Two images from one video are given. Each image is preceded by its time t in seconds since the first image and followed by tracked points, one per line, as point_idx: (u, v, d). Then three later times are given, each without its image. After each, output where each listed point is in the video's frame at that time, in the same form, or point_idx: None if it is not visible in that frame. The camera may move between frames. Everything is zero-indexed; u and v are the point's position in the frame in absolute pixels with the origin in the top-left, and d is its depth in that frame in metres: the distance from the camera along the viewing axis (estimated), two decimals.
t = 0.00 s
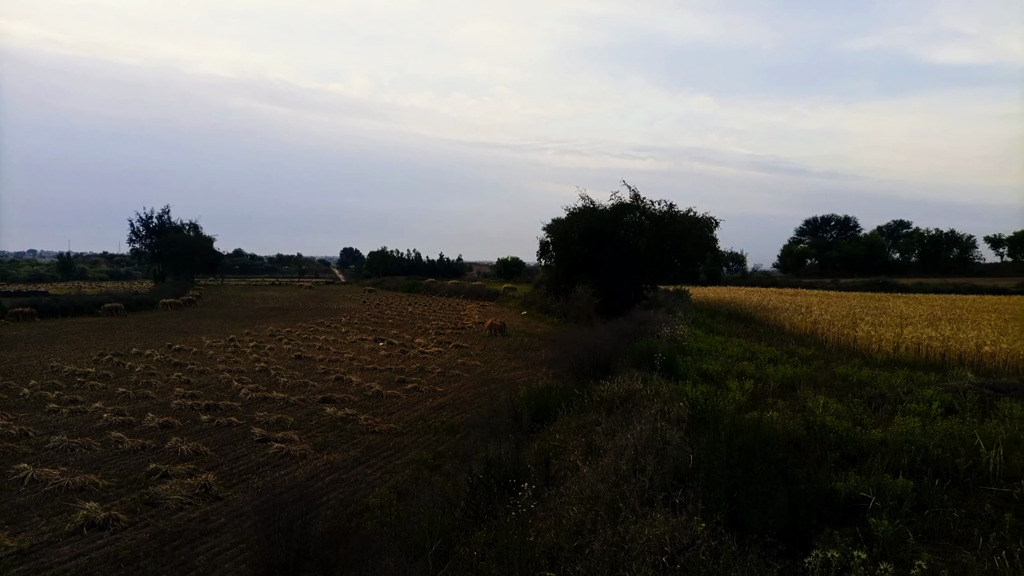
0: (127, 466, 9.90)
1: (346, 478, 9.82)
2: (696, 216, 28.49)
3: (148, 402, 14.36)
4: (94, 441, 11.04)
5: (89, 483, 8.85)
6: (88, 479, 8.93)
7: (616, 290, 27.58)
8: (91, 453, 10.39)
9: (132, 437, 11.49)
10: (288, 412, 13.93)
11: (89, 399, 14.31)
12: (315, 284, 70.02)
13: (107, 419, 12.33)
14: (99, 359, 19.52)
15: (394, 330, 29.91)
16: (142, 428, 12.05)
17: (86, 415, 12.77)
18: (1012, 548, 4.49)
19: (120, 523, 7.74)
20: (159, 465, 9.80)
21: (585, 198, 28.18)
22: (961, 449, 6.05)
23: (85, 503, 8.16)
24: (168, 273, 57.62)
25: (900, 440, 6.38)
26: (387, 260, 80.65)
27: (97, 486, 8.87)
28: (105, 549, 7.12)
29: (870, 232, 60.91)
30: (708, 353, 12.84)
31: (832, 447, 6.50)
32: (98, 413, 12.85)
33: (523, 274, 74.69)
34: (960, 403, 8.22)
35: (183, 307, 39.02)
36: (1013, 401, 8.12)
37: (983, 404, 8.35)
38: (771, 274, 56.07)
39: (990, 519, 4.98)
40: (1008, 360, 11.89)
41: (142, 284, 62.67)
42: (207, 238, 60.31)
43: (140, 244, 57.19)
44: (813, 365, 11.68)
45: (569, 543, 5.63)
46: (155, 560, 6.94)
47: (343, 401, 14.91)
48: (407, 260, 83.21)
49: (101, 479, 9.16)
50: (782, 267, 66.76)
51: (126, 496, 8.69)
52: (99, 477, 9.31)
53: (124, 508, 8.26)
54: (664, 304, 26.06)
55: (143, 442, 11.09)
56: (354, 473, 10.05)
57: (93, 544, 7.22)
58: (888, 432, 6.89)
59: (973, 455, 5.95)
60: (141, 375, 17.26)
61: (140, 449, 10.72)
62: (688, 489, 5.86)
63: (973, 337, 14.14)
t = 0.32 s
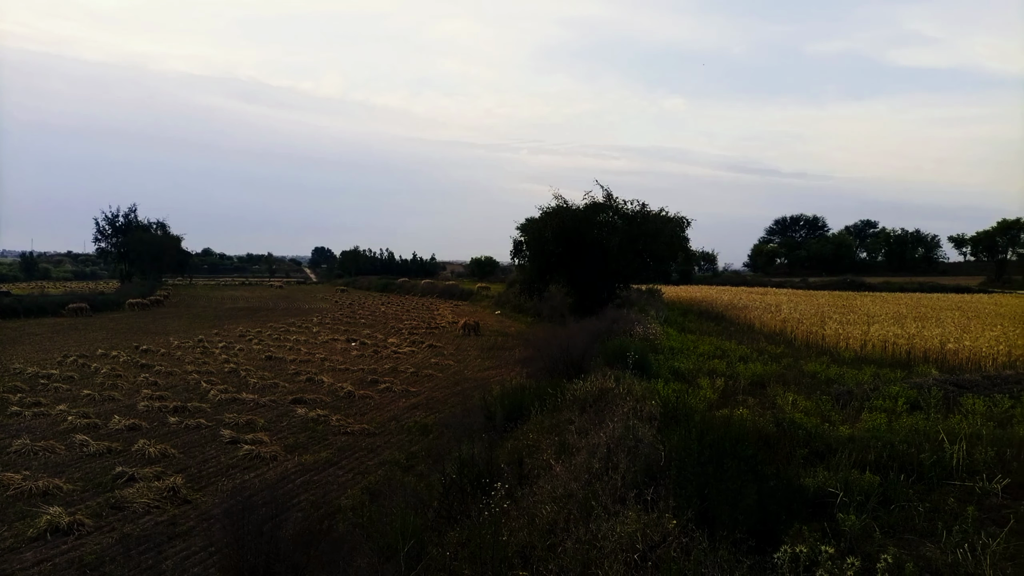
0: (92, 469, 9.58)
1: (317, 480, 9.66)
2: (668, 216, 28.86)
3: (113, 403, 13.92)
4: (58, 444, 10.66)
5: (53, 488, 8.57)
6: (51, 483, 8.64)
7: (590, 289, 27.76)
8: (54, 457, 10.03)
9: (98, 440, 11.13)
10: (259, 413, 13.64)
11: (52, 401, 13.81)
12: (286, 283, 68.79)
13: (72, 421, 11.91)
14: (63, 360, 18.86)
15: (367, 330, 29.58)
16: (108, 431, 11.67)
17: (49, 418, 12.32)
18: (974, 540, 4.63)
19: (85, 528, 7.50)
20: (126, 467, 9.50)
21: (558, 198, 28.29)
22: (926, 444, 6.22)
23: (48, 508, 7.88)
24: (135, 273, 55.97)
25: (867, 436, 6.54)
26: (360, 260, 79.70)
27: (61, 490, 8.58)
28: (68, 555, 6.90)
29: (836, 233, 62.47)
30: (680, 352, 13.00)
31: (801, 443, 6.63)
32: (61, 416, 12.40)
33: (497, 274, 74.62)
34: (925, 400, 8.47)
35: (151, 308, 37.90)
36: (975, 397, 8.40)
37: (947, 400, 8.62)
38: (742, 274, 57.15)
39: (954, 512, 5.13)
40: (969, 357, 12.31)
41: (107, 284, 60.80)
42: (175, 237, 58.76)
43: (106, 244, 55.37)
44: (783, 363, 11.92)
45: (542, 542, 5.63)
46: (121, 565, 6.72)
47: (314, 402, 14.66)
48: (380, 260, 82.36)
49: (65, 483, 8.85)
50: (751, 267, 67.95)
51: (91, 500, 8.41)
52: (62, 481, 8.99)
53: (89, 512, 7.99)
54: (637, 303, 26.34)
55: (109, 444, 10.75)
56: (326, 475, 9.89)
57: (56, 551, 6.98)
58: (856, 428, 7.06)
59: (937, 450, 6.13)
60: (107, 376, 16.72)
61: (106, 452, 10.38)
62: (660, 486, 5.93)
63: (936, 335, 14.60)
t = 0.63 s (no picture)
0: (52, 473, 9.21)
1: (285, 482, 9.46)
2: (637, 216, 29.22)
3: (73, 406, 13.40)
4: (14, 447, 10.22)
5: (10, 493, 8.22)
6: (8, 488, 8.28)
7: (560, 288, 27.88)
8: (11, 461, 9.61)
9: (58, 443, 10.70)
10: (225, 414, 13.29)
11: (8, 404, 13.23)
12: (253, 283, 67.28)
13: (30, 424, 11.43)
14: (20, 362, 18.09)
15: (335, 330, 29.12)
16: (69, 434, 11.24)
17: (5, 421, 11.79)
18: (934, 533, 4.80)
19: (44, 534, 7.22)
20: (87, 471, 9.16)
21: (529, 198, 28.39)
22: (888, 440, 6.43)
23: (5, 514, 7.55)
24: (97, 272, 54.04)
25: (831, 433, 6.72)
26: (329, 260, 78.47)
27: (18, 495, 8.23)
28: (26, 562, 6.62)
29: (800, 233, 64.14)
30: (649, 350, 13.18)
31: (768, 440, 6.77)
32: (19, 419, 11.89)
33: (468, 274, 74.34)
34: (887, 396, 8.76)
35: (114, 309, 36.26)
36: (935, 393, 8.72)
37: (907, 397, 8.93)
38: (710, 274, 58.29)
39: (914, 506, 5.31)
40: (929, 354, 12.78)
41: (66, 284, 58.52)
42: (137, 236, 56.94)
43: (66, 242, 53.38)
44: (749, 361, 12.19)
45: (513, 541, 5.63)
46: (82, 572, 6.47)
47: (282, 402, 14.37)
48: (350, 259, 81.25)
49: (23, 488, 8.50)
50: (719, 266, 69.18)
51: (51, 505, 8.09)
52: (20, 486, 8.62)
53: (47, 517, 7.68)
54: (607, 302, 26.58)
55: (70, 447, 10.35)
56: (294, 477, 9.68)
57: (11, 558, 6.69)
58: (820, 425, 7.26)
59: (898, 445, 6.34)
60: (68, 377, 16.10)
61: (67, 455, 10.00)
62: (629, 484, 5.98)
63: (896, 333, 15.12)
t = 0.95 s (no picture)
0: (17, 478, 8.90)
1: (259, 484, 9.28)
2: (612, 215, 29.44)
3: (38, 408, 12.95)
4: None
5: None
6: None
7: (536, 287, 27.93)
8: None
9: (21, 447, 10.33)
10: (196, 416, 12.98)
11: None
12: (226, 283, 65.97)
13: None
14: None
15: (310, 330, 28.72)
16: (34, 438, 10.86)
17: None
18: (902, 528, 4.94)
19: (9, 539, 6.97)
20: (54, 475, 8.88)
21: (505, 197, 28.41)
22: (858, 437, 6.59)
23: None
24: (65, 272, 52.41)
25: (802, 430, 6.86)
26: (303, 260, 77.42)
27: None
28: None
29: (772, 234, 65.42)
30: (624, 350, 13.29)
31: (740, 438, 6.87)
32: None
33: (444, 273, 74.13)
34: (857, 394, 8.99)
35: (82, 309, 35.30)
36: (903, 390, 8.98)
37: (876, 394, 9.18)
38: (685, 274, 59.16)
39: (883, 502, 5.45)
40: (898, 352, 13.15)
41: (31, 284, 56.63)
42: (106, 235, 55.41)
43: (31, 242, 51.66)
44: (722, 360, 12.38)
45: (487, 541, 5.61)
46: None
47: (255, 404, 14.09)
48: (325, 259, 80.26)
49: None
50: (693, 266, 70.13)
51: (16, 510, 7.82)
52: None
53: (11, 523, 7.41)
54: (582, 301, 26.75)
55: (35, 451, 10.01)
56: (268, 479, 9.50)
57: None
58: (792, 422, 7.40)
59: (867, 442, 6.51)
60: (33, 379, 15.56)
61: (32, 460, 9.66)
62: (603, 482, 6.01)
63: (865, 331, 15.51)
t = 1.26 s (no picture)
0: None
1: (231, 487, 9.08)
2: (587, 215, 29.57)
3: None
4: None
5: None
6: None
7: (511, 288, 27.94)
8: None
9: None
10: (166, 418, 12.64)
11: None
12: (197, 283, 64.53)
13: None
14: None
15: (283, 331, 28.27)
16: None
17: None
18: (870, 524, 5.06)
19: None
20: (18, 480, 8.57)
21: (481, 197, 28.34)
22: (828, 434, 6.74)
23: None
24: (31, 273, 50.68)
25: (773, 428, 6.99)
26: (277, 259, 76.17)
27: None
28: None
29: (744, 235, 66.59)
30: (599, 349, 13.38)
31: (713, 437, 6.96)
32: None
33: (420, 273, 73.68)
34: (827, 392, 9.19)
35: (47, 309, 34.19)
36: (872, 388, 9.21)
37: (846, 392, 9.40)
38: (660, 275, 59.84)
39: (852, 499, 5.58)
40: (867, 351, 13.50)
41: None
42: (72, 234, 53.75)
43: None
44: (696, 359, 12.56)
45: (461, 541, 5.58)
46: None
47: (227, 405, 13.79)
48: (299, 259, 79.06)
49: None
50: (667, 266, 70.93)
51: None
52: None
53: None
54: (558, 301, 26.86)
55: None
56: (240, 481, 9.31)
57: None
58: (763, 421, 7.53)
59: (836, 440, 6.65)
60: None
61: None
62: (576, 482, 6.03)
63: (836, 330, 15.86)
